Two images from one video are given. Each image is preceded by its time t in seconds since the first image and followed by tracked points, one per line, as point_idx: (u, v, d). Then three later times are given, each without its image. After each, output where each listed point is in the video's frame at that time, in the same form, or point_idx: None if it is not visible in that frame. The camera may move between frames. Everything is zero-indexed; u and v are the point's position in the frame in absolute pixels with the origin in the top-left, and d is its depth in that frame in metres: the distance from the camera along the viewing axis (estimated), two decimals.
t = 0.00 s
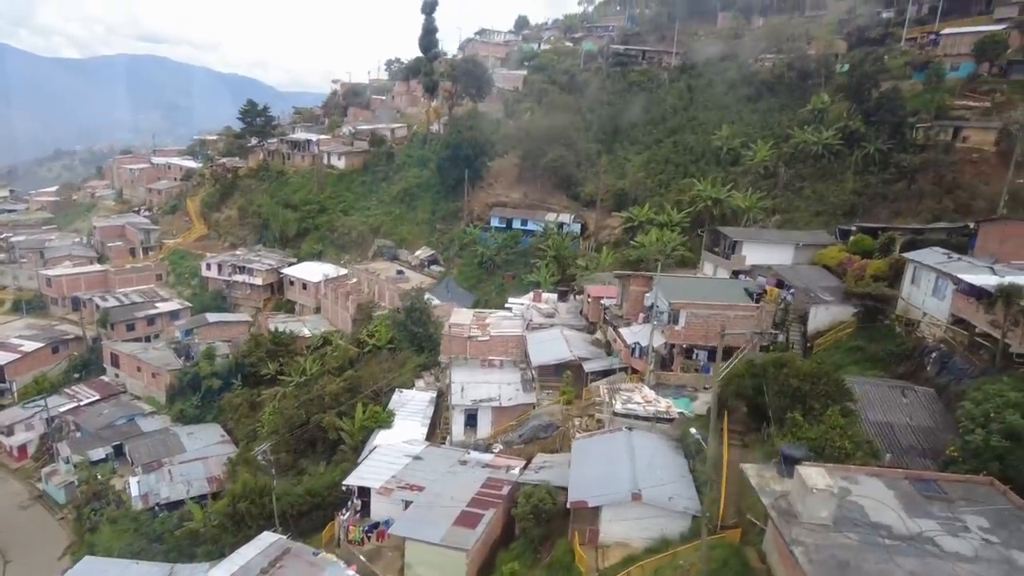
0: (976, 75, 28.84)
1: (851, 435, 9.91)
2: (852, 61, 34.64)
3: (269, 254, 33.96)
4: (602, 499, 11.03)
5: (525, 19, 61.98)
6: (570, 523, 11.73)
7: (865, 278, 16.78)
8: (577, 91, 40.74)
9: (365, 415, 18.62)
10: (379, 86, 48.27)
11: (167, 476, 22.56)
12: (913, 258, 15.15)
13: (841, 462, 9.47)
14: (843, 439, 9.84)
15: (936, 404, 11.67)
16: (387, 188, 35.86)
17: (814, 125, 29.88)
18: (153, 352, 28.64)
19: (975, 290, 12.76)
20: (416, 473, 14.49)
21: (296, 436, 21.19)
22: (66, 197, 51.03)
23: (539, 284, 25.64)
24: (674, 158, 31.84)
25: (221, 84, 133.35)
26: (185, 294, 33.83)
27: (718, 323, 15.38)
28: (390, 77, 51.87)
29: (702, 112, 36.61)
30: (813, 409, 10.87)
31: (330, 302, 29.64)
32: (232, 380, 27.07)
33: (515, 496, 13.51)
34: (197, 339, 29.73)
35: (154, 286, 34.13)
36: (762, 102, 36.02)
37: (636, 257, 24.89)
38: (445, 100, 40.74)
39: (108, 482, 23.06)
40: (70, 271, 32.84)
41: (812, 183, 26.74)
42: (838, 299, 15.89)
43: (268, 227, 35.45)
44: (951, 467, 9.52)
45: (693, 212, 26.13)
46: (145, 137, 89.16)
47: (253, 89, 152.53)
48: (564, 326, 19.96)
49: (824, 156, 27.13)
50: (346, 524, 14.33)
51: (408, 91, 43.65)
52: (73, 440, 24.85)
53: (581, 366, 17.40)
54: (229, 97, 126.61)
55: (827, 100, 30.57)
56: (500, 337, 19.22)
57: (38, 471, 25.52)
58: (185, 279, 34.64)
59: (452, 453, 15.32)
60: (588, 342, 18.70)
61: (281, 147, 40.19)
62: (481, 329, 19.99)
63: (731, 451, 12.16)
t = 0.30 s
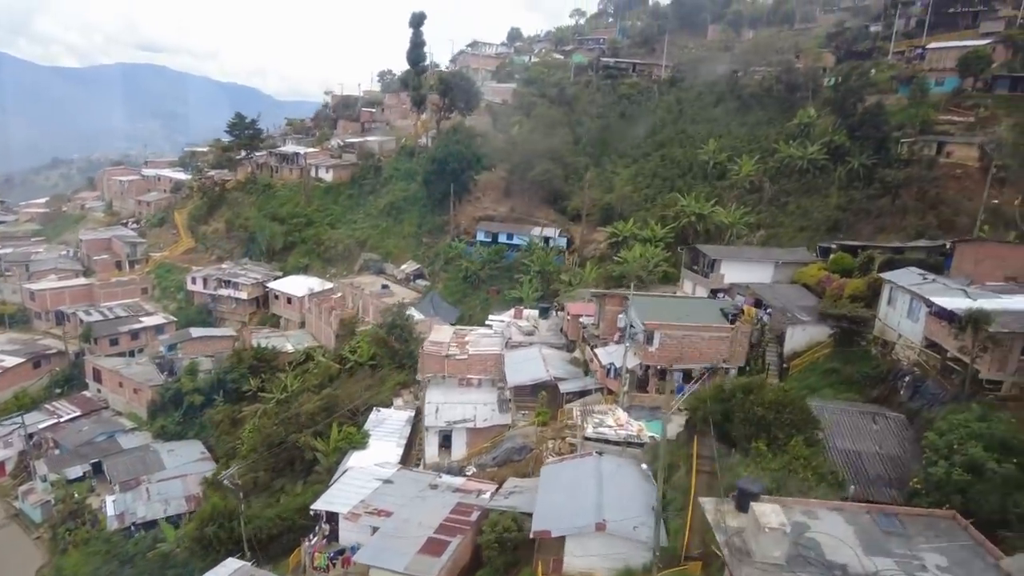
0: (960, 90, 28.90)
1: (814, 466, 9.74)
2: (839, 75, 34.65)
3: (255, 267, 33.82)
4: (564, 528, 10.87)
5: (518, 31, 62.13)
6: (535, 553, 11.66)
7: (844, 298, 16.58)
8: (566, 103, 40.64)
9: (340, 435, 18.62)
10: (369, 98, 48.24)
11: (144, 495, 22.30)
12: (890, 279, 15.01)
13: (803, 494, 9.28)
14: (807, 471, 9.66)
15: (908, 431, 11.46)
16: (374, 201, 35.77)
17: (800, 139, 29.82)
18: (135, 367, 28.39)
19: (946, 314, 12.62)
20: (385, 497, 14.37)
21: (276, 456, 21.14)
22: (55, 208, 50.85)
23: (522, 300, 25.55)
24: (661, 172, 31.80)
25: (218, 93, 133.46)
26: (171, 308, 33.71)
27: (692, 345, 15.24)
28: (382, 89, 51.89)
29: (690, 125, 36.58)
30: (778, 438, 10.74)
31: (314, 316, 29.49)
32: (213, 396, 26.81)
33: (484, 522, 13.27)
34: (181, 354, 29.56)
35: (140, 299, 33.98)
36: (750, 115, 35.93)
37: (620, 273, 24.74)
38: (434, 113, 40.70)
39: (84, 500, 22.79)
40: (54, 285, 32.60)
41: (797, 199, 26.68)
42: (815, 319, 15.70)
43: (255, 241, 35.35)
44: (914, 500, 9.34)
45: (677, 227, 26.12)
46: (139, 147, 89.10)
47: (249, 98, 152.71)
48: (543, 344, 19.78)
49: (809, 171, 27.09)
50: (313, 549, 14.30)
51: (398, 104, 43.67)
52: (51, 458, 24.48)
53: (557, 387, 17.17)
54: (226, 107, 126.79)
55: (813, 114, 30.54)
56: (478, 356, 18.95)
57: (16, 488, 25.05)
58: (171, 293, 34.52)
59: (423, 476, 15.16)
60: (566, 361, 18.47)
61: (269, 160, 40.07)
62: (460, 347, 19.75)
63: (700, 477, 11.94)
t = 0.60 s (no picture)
0: (946, 105, 28.90)
1: (777, 499, 9.59)
2: (827, 88, 34.61)
3: (241, 281, 33.70)
4: (526, 558, 10.67)
5: (511, 43, 62.24)
6: None
7: (822, 317, 16.43)
8: (555, 115, 40.57)
9: (315, 457, 18.40)
10: (360, 110, 48.20)
11: (121, 514, 22.05)
12: (866, 300, 14.84)
13: (764, 529, 9.15)
14: (771, 503, 9.52)
15: (879, 458, 11.28)
16: (362, 214, 35.66)
17: (787, 153, 29.75)
18: (118, 383, 28.12)
19: (918, 338, 12.47)
20: (354, 522, 14.16)
21: (255, 475, 20.94)
22: (45, 220, 50.62)
23: (505, 316, 25.44)
24: (649, 186, 31.65)
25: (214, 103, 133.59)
26: (156, 322, 33.52)
27: (667, 367, 15.07)
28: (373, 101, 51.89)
29: (678, 138, 36.56)
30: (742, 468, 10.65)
31: (298, 331, 29.31)
32: (195, 413, 26.54)
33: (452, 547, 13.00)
34: (164, 369, 29.33)
35: (125, 314, 33.77)
36: (738, 128, 35.86)
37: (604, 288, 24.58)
38: (423, 126, 40.64)
39: (60, 519, 22.50)
40: (38, 299, 32.27)
41: (783, 214, 26.58)
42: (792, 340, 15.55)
43: (242, 255, 35.27)
44: (879, 534, 9.12)
45: (661, 242, 26.09)
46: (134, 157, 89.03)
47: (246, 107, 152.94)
48: (521, 363, 19.58)
49: (793, 185, 26.99)
50: None
51: (388, 117, 43.66)
52: (29, 475, 24.22)
53: (533, 408, 16.99)
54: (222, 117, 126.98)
55: (800, 128, 30.46)
56: (456, 376, 18.75)
57: None
58: (157, 307, 34.36)
59: (394, 500, 14.94)
60: (544, 380, 18.27)
61: (258, 172, 39.93)
62: (438, 366, 19.54)
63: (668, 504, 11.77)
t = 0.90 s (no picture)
0: (931, 121, 28.90)
1: (739, 534, 9.42)
2: (814, 102, 34.58)
3: (227, 297, 33.52)
4: None
5: (504, 56, 62.49)
6: None
7: (800, 339, 16.26)
8: (544, 129, 40.48)
9: (290, 479, 18.12)
10: (350, 124, 48.20)
11: (96, 535, 21.77)
12: (842, 322, 14.68)
13: (724, 567, 9.09)
14: (734, 538, 9.36)
15: (848, 488, 11.12)
16: (349, 229, 35.58)
17: (773, 169, 29.70)
18: (99, 400, 27.84)
19: (890, 364, 12.29)
20: (321, 547, 13.95)
21: (232, 496, 20.56)
22: (34, 233, 50.46)
23: (488, 333, 25.28)
24: (637, 201, 31.52)
25: (211, 114, 133.80)
26: (141, 338, 33.35)
27: (640, 390, 14.87)
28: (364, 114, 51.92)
29: (666, 152, 36.52)
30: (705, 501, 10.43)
31: (281, 349, 29.10)
32: (176, 431, 26.25)
33: None
34: (146, 386, 29.09)
35: (110, 329, 33.59)
36: (726, 142, 35.78)
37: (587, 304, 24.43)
38: (412, 140, 40.62)
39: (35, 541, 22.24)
40: (20, 315, 31.88)
41: (767, 231, 26.52)
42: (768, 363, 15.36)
43: (228, 270, 35.19)
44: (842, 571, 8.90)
45: (646, 259, 26.03)
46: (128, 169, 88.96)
47: (244, 118, 153.27)
48: (500, 383, 19.30)
49: (778, 202, 26.89)
50: None
51: (377, 131, 43.67)
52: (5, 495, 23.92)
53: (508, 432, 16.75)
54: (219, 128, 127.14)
55: (787, 143, 30.39)
56: (433, 396, 18.53)
57: None
58: (142, 322, 34.21)
59: (364, 526, 14.73)
60: (521, 403, 17.97)
61: (246, 187, 39.87)
62: (416, 387, 19.30)
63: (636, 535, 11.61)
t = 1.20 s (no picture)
0: (916, 137, 28.88)
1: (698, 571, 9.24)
2: (801, 117, 34.54)
3: (213, 313, 33.30)
4: None
5: (496, 71, 62.65)
6: None
7: (777, 362, 16.09)
8: (532, 144, 40.46)
9: (263, 504, 17.80)
10: (340, 138, 48.19)
11: (70, 559, 21.47)
12: (817, 347, 14.53)
13: None
14: None
15: (816, 519, 10.90)
16: (335, 245, 35.52)
17: (758, 186, 29.65)
18: (79, 419, 27.50)
19: (860, 391, 12.12)
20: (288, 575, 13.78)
21: (210, 517, 20.11)
22: (23, 247, 50.24)
23: (470, 351, 25.12)
24: (623, 217, 31.44)
25: (206, 127, 133.97)
26: (125, 355, 33.12)
27: (613, 415, 14.66)
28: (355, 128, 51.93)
29: (654, 168, 36.52)
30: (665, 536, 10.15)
31: (264, 367, 28.85)
32: (156, 450, 25.95)
33: None
34: (128, 404, 28.84)
35: (94, 346, 33.36)
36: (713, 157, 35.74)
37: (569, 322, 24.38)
38: (400, 156, 40.60)
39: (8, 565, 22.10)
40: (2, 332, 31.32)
41: (751, 248, 26.45)
42: (744, 386, 15.21)
43: (212, 288, 35.19)
44: None
45: (630, 276, 25.95)
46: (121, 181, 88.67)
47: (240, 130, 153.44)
48: (478, 405, 19.02)
49: (763, 219, 26.81)
50: None
51: (366, 146, 43.64)
52: None
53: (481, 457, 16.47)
54: (215, 141, 127.28)
55: (773, 159, 30.29)
56: (409, 418, 18.37)
57: None
58: (126, 339, 34.00)
59: (334, 553, 14.49)
60: (498, 425, 17.65)
61: (234, 203, 39.82)
62: (392, 409, 19.09)
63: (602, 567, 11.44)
